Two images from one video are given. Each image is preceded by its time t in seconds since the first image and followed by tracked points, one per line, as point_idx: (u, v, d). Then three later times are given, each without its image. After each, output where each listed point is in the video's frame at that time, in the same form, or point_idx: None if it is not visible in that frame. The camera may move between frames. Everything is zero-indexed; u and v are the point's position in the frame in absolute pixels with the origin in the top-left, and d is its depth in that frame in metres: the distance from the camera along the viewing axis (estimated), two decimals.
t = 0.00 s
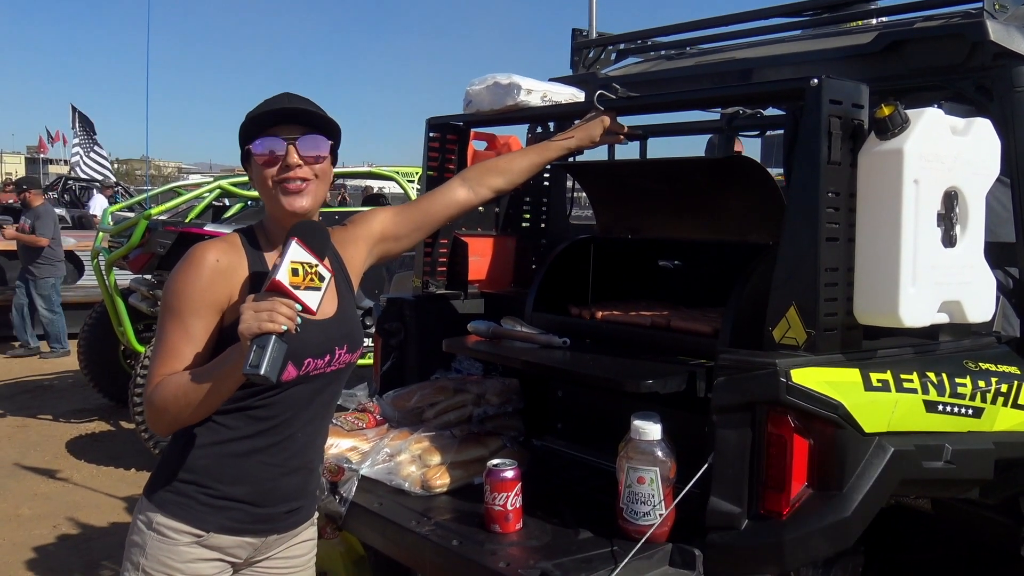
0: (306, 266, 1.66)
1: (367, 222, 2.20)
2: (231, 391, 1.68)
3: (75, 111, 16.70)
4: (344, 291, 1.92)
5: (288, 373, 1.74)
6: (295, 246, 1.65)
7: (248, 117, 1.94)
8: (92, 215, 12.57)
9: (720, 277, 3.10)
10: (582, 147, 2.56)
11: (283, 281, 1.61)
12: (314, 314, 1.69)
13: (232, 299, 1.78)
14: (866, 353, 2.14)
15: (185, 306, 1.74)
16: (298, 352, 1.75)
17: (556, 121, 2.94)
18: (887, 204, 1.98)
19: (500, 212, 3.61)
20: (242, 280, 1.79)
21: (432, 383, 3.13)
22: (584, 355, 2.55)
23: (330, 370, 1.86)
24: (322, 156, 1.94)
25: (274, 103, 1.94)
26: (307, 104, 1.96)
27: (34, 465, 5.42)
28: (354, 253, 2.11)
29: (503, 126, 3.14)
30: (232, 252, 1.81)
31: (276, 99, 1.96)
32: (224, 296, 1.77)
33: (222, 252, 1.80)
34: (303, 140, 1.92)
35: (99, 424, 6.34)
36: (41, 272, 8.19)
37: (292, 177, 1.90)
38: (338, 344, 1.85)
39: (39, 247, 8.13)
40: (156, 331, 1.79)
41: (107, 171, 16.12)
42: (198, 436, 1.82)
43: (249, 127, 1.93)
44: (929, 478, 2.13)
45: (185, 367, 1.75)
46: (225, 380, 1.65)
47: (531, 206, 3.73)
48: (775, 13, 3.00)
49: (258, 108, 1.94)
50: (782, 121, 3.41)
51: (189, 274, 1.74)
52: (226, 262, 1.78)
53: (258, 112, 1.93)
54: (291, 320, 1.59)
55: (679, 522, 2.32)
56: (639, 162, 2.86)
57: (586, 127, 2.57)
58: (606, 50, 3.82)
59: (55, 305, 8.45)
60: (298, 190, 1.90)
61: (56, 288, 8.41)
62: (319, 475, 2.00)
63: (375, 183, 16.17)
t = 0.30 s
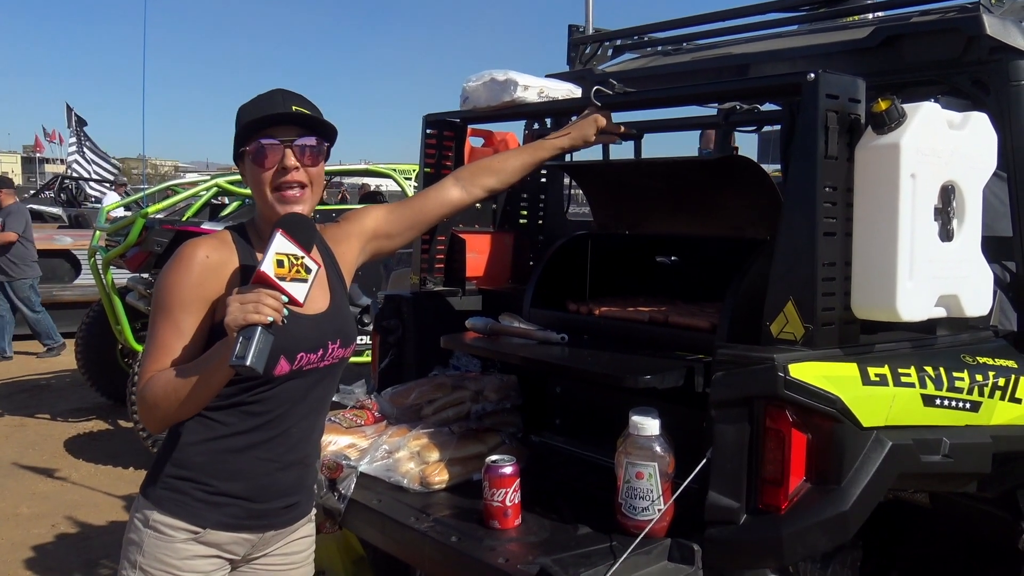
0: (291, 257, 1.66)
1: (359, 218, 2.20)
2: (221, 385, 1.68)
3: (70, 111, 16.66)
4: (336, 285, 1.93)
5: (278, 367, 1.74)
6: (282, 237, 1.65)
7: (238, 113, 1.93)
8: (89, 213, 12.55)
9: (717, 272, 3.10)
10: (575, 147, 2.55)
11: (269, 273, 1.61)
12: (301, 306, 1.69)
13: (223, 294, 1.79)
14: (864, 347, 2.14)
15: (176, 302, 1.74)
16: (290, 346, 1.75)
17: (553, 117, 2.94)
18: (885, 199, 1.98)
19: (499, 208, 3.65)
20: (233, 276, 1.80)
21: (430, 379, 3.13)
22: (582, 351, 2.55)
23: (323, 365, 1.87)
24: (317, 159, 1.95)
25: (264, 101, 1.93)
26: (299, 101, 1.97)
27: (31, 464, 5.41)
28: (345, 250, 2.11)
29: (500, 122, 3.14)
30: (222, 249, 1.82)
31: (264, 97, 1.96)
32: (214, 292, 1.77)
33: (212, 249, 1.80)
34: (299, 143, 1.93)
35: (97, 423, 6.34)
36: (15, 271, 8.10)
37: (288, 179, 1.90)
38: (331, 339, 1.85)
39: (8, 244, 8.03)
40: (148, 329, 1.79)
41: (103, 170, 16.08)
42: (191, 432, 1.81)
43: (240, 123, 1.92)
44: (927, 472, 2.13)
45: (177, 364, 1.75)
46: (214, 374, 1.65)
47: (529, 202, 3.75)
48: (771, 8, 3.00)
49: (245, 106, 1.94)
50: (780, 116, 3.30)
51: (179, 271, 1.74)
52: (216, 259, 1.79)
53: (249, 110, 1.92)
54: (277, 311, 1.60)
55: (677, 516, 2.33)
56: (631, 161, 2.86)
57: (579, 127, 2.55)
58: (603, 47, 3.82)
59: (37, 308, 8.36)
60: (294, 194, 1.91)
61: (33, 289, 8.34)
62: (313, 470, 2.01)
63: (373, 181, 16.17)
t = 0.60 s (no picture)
0: (295, 259, 1.67)
1: (345, 218, 2.25)
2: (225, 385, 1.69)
3: (69, 110, 16.63)
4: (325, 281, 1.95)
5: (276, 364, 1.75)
6: (285, 239, 1.66)
7: (245, 113, 1.89)
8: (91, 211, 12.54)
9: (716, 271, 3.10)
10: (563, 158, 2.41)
11: (274, 274, 1.62)
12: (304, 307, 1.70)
13: (214, 293, 1.80)
14: (865, 345, 2.15)
15: (170, 304, 1.74)
16: (284, 343, 1.77)
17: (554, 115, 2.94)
18: (885, 197, 1.99)
19: (499, 207, 3.70)
20: (223, 273, 1.81)
21: (431, 378, 3.14)
22: (583, 349, 2.56)
23: (316, 360, 1.90)
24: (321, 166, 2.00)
25: (275, 106, 1.92)
26: (300, 104, 1.98)
27: (33, 462, 5.42)
28: (331, 249, 2.17)
29: (501, 120, 3.14)
30: (210, 248, 1.83)
31: (270, 99, 1.94)
32: (206, 291, 1.78)
33: (200, 248, 1.81)
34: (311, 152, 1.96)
35: (98, 422, 6.34)
36: None
37: (297, 189, 1.94)
38: (322, 334, 1.87)
39: None
40: (138, 333, 1.78)
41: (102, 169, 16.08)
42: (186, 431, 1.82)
43: (251, 123, 1.88)
44: (929, 470, 2.13)
45: (173, 367, 1.75)
46: (220, 374, 1.65)
47: (529, 201, 3.78)
48: (772, 6, 3.00)
49: (251, 106, 1.90)
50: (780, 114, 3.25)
51: (170, 272, 1.75)
52: (205, 258, 1.79)
53: (259, 113, 1.89)
54: (282, 312, 1.61)
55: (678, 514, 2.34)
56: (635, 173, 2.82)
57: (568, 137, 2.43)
58: (603, 44, 3.82)
59: None
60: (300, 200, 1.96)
61: None
62: (310, 464, 2.02)
63: (372, 179, 16.18)
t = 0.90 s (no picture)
0: (305, 269, 1.72)
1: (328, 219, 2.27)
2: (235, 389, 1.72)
3: (72, 110, 16.64)
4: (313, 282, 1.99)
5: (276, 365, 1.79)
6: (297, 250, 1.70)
7: (272, 121, 1.89)
8: (94, 213, 12.56)
9: (720, 271, 3.09)
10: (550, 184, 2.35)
11: (290, 285, 1.66)
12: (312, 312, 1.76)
13: (204, 296, 1.81)
14: (868, 345, 2.14)
15: (165, 312, 1.74)
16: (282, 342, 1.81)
17: (558, 115, 2.95)
18: (889, 197, 1.98)
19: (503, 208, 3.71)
20: (211, 276, 1.82)
21: (435, 378, 3.14)
22: (586, 350, 2.55)
23: (304, 359, 1.92)
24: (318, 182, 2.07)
25: (294, 117, 1.94)
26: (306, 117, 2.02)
27: (37, 462, 5.43)
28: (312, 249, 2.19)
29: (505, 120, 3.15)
30: (195, 252, 1.83)
31: (286, 108, 1.95)
32: (197, 295, 1.79)
33: (185, 253, 1.80)
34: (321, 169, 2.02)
35: (102, 422, 6.35)
36: None
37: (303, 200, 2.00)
38: (312, 332, 1.91)
39: None
40: (128, 343, 1.77)
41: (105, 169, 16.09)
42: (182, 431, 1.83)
43: (275, 130, 1.88)
44: (932, 470, 2.13)
45: (172, 375, 1.75)
46: (234, 379, 1.69)
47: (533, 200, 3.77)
48: (777, 5, 2.99)
49: (277, 115, 1.91)
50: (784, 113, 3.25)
51: (163, 280, 1.74)
52: (192, 262, 1.80)
53: (286, 122, 1.91)
54: (298, 321, 1.66)
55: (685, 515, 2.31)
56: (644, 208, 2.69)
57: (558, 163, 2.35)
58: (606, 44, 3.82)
59: None
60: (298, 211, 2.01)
61: None
62: (303, 462, 2.04)
63: (374, 179, 16.18)
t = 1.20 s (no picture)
0: (297, 260, 1.70)
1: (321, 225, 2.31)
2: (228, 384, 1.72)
3: (72, 109, 16.65)
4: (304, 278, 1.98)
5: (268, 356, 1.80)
6: (287, 242, 1.68)
7: (242, 115, 1.89)
8: (94, 212, 12.57)
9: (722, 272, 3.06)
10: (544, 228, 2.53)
11: (282, 277, 1.65)
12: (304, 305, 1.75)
13: (196, 293, 1.81)
14: (869, 345, 2.14)
15: (158, 308, 1.74)
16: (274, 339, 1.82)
17: (559, 114, 2.95)
18: (889, 196, 1.98)
19: (504, 205, 3.69)
20: (202, 273, 1.82)
21: (435, 377, 3.15)
22: (586, 349, 2.55)
23: (296, 358, 1.92)
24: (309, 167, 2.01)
25: (264, 109, 1.93)
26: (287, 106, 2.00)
27: (37, 460, 5.44)
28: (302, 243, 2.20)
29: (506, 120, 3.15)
30: (186, 250, 1.82)
31: (258, 101, 1.94)
32: (189, 292, 1.79)
33: (176, 251, 1.80)
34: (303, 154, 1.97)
35: (102, 420, 6.35)
36: None
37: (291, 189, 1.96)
38: (305, 332, 1.91)
39: None
40: (119, 341, 1.75)
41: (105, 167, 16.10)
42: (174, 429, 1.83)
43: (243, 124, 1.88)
44: (932, 470, 2.13)
45: (164, 372, 1.74)
46: (228, 373, 1.69)
47: (533, 200, 3.82)
48: (778, 5, 2.99)
49: (247, 109, 1.90)
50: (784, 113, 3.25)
51: (154, 276, 1.74)
52: (183, 260, 1.80)
53: (255, 115, 1.90)
54: (291, 314, 1.67)
55: (684, 515, 2.31)
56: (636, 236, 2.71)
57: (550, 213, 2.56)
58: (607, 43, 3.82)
59: None
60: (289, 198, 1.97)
61: None
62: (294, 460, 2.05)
63: (374, 178, 16.20)
